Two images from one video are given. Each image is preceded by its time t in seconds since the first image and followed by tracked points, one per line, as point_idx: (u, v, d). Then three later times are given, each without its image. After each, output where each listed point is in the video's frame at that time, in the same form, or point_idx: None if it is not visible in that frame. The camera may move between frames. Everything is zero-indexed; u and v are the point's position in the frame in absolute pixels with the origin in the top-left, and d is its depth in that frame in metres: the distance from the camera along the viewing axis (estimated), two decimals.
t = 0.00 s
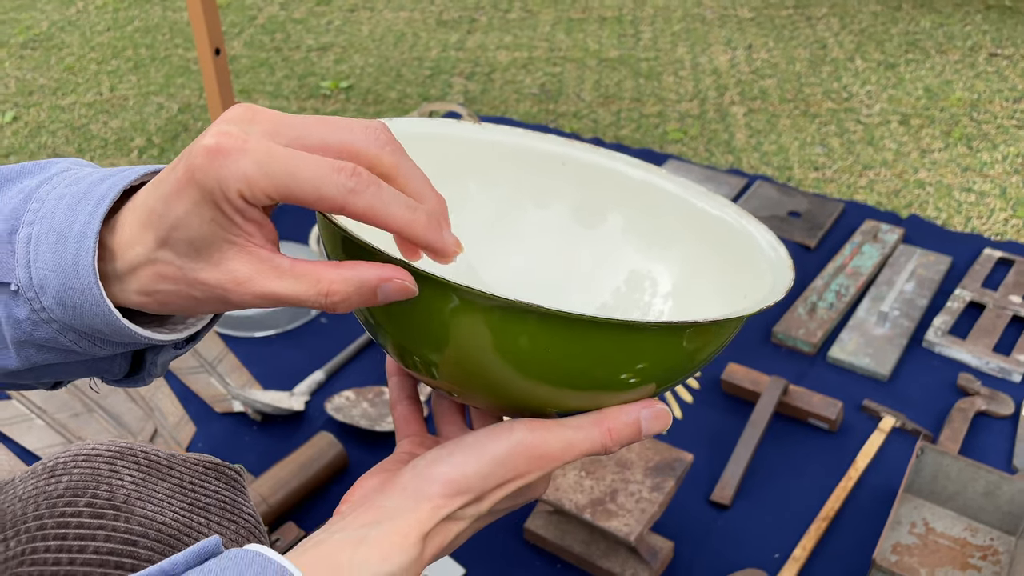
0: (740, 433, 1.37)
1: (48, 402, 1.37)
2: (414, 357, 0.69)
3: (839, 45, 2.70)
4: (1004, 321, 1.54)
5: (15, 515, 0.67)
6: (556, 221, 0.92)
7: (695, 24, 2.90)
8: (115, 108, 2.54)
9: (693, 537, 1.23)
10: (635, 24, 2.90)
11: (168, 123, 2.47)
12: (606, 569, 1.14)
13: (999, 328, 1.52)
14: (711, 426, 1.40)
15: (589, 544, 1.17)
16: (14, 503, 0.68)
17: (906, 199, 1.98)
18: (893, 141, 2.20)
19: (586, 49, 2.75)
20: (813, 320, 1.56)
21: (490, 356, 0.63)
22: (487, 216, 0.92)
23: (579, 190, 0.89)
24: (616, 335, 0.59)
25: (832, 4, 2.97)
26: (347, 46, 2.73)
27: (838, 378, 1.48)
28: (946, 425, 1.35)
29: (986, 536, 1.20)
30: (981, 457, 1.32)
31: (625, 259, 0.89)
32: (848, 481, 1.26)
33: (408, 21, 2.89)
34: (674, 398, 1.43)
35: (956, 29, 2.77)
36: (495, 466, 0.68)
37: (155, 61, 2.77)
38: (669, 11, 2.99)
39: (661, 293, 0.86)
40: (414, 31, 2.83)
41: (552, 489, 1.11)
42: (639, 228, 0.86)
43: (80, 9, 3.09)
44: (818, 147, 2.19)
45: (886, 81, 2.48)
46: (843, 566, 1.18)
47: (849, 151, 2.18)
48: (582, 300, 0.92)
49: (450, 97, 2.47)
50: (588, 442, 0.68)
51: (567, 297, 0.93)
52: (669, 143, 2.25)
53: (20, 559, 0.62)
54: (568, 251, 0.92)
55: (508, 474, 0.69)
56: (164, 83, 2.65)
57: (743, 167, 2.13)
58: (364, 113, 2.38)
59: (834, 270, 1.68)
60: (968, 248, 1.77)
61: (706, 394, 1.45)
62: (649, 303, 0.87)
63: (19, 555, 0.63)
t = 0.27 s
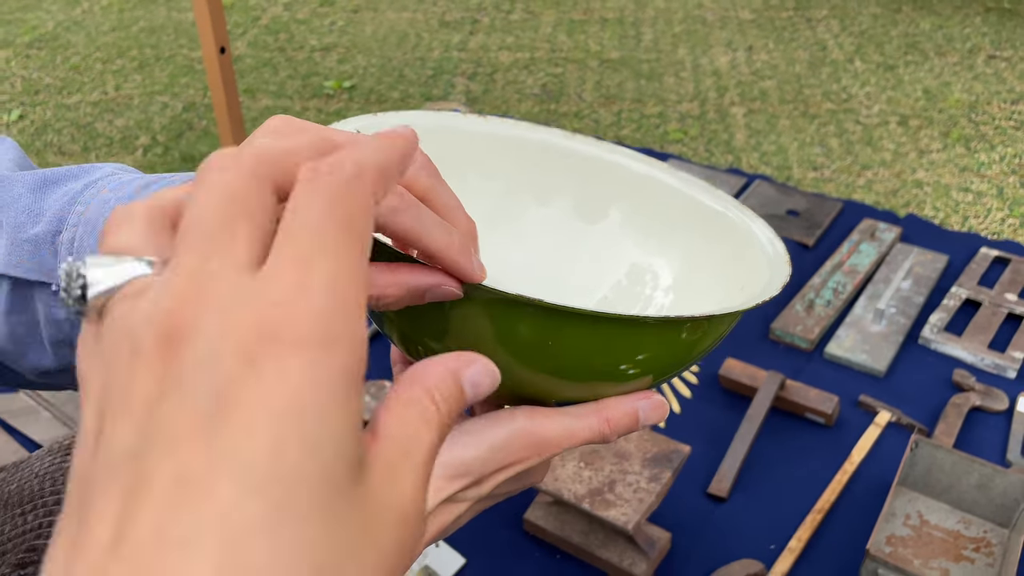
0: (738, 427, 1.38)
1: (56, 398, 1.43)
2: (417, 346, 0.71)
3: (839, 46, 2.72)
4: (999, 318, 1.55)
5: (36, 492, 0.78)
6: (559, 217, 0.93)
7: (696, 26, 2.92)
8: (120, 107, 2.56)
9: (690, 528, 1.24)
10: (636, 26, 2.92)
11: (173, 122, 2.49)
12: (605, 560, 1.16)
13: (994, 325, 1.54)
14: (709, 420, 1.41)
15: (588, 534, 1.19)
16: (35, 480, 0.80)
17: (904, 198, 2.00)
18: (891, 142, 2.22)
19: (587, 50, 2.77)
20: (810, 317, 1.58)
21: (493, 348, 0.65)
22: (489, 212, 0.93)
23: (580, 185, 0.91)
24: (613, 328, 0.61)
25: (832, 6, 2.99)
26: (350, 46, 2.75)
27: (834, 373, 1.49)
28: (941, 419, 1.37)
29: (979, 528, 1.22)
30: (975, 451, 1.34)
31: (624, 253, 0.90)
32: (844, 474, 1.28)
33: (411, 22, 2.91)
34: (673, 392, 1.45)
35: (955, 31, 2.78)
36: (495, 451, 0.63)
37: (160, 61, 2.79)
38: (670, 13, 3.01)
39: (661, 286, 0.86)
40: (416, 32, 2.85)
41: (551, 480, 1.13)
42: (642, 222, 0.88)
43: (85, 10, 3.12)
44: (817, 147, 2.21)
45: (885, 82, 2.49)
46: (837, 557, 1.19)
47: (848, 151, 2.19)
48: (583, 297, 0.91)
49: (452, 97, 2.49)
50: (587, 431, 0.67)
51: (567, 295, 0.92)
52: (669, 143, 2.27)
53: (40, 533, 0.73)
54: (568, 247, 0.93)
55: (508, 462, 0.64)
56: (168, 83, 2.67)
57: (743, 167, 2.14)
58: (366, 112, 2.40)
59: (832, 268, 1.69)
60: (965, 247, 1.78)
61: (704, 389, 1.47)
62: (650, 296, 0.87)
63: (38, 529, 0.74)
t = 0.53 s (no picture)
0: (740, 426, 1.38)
1: (56, 394, 1.40)
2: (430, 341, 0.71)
3: (841, 45, 2.72)
4: (1002, 317, 1.55)
5: (41, 488, 0.77)
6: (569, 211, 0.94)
7: (698, 25, 2.91)
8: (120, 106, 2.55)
9: (692, 528, 1.24)
10: (638, 25, 2.92)
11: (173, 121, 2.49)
12: (607, 560, 1.16)
13: (998, 324, 1.54)
14: (711, 419, 1.41)
15: (591, 534, 1.18)
16: (40, 476, 0.79)
17: (906, 197, 1.99)
18: (894, 141, 2.21)
19: (589, 49, 2.77)
20: (813, 316, 1.57)
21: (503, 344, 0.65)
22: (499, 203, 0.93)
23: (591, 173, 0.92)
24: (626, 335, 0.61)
25: (834, 5, 2.99)
26: (351, 45, 2.74)
27: (837, 372, 1.49)
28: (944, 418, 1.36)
29: (983, 527, 1.21)
30: (978, 450, 1.33)
31: (634, 245, 0.89)
32: (846, 473, 1.27)
33: (412, 21, 2.90)
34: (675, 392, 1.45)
35: (957, 30, 2.78)
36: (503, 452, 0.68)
37: (161, 61, 2.78)
38: (671, 12, 3.01)
39: (674, 279, 0.85)
40: (417, 31, 2.85)
41: (553, 479, 1.12)
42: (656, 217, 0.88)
43: (86, 9, 3.11)
44: (819, 146, 2.21)
45: (887, 81, 2.49)
46: (840, 556, 1.19)
47: (850, 150, 2.19)
48: (593, 290, 0.89)
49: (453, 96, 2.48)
50: (594, 433, 0.69)
51: (576, 286, 0.90)
52: (670, 142, 2.26)
53: (44, 529, 0.74)
54: (576, 240, 0.92)
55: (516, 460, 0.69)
56: (169, 82, 2.67)
57: (745, 166, 2.14)
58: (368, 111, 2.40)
59: (835, 267, 1.69)
60: (968, 246, 1.78)
61: (706, 388, 1.47)
62: (662, 289, 0.85)
63: (43, 525, 0.75)
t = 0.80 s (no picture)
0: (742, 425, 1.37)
1: (52, 399, 1.40)
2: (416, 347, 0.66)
3: (839, 40, 2.70)
4: (1005, 313, 1.54)
5: (27, 499, 0.76)
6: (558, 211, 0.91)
7: (695, 20, 2.89)
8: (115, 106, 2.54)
9: (695, 529, 1.23)
10: (635, 21, 2.90)
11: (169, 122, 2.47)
12: (609, 562, 1.15)
13: (1000, 320, 1.53)
14: (713, 418, 1.40)
15: (592, 536, 1.18)
16: (27, 487, 0.77)
17: (906, 192, 1.98)
18: (893, 135, 2.20)
19: (586, 45, 2.75)
20: (814, 313, 1.56)
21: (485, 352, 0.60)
22: (484, 202, 0.92)
23: (578, 168, 0.89)
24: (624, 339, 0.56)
25: None
26: (347, 44, 2.72)
27: (839, 370, 1.48)
28: (947, 416, 1.35)
29: (987, 526, 1.21)
30: (982, 448, 1.32)
31: (623, 244, 0.88)
32: (849, 473, 1.27)
33: (408, 19, 2.89)
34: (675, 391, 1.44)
35: (956, 23, 2.76)
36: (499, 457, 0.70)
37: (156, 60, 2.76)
38: (669, 7, 2.99)
39: (661, 280, 0.85)
40: (414, 28, 2.83)
41: (554, 481, 1.11)
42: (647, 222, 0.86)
43: (80, 9, 3.09)
44: (818, 142, 2.19)
45: (886, 76, 2.48)
46: (844, 556, 1.18)
47: (849, 145, 2.17)
48: (579, 288, 0.90)
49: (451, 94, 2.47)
50: (592, 437, 0.68)
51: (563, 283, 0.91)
52: (669, 138, 2.25)
53: (30, 541, 0.72)
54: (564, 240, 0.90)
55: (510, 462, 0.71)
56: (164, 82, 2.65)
57: (744, 162, 2.13)
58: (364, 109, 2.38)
59: (835, 263, 1.68)
60: (968, 241, 1.77)
61: (707, 387, 1.46)
62: (650, 290, 0.85)
63: (28, 538, 0.73)
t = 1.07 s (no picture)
0: (748, 423, 1.34)
1: (44, 406, 1.36)
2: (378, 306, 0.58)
3: (839, 28, 2.67)
4: (1013, 304, 1.51)
5: None
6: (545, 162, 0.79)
7: (693, 10, 2.86)
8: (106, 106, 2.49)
9: (702, 531, 1.20)
10: (632, 12, 2.87)
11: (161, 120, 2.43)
12: (614, 565, 1.12)
13: (1009, 310, 1.50)
14: (718, 417, 1.37)
15: (597, 540, 1.15)
16: None
17: (910, 181, 1.95)
18: (896, 124, 2.17)
19: (582, 37, 2.72)
20: (819, 307, 1.53)
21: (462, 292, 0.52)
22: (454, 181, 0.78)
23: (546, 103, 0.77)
24: (612, 219, 0.47)
25: None
26: (340, 39, 2.68)
27: (845, 364, 1.45)
28: (957, 410, 1.33)
29: (999, 522, 1.18)
30: (993, 442, 1.29)
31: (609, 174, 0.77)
32: (858, 470, 1.24)
33: (402, 13, 2.85)
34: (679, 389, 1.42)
35: (957, 9, 2.73)
36: (488, 451, 0.63)
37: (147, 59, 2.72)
38: None
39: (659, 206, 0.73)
40: (408, 22, 2.79)
41: (557, 485, 1.09)
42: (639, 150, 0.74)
43: (70, 8, 3.05)
44: (820, 131, 2.16)
45: (887, 63, 2.44)
46: (855, 556, 1.15)
47: (851, 134, 2.14)
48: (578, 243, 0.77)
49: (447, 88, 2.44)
50: (589, 417, 0.60)
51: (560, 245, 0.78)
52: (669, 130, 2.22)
53: None
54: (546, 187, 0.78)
55: (500, 456, 0.64)
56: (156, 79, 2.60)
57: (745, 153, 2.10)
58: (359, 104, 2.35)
59: (840, 255, 1.65)
60: (975, 230, 1.74)
61: (712, 384, 1.43)
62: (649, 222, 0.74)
63: None
